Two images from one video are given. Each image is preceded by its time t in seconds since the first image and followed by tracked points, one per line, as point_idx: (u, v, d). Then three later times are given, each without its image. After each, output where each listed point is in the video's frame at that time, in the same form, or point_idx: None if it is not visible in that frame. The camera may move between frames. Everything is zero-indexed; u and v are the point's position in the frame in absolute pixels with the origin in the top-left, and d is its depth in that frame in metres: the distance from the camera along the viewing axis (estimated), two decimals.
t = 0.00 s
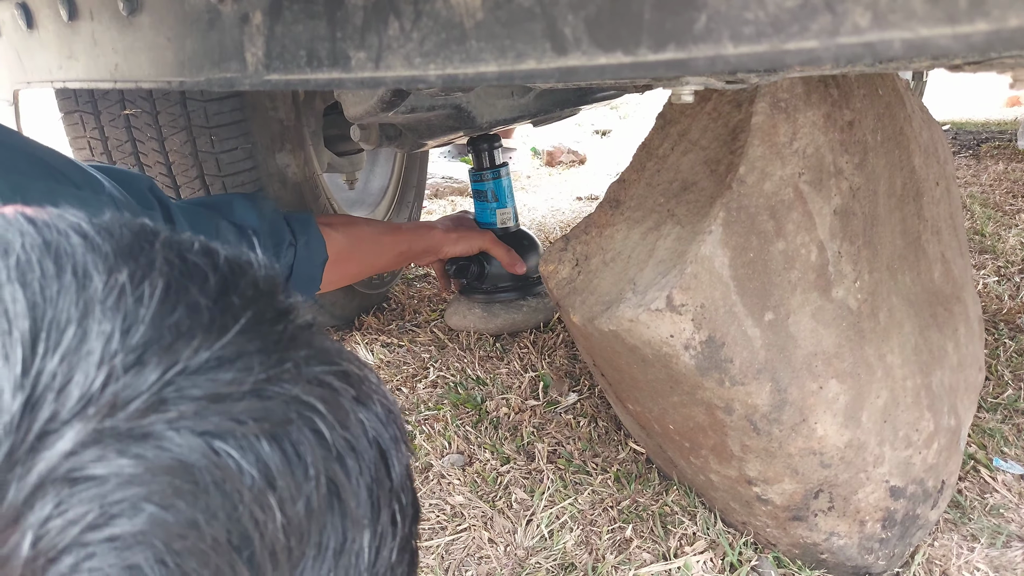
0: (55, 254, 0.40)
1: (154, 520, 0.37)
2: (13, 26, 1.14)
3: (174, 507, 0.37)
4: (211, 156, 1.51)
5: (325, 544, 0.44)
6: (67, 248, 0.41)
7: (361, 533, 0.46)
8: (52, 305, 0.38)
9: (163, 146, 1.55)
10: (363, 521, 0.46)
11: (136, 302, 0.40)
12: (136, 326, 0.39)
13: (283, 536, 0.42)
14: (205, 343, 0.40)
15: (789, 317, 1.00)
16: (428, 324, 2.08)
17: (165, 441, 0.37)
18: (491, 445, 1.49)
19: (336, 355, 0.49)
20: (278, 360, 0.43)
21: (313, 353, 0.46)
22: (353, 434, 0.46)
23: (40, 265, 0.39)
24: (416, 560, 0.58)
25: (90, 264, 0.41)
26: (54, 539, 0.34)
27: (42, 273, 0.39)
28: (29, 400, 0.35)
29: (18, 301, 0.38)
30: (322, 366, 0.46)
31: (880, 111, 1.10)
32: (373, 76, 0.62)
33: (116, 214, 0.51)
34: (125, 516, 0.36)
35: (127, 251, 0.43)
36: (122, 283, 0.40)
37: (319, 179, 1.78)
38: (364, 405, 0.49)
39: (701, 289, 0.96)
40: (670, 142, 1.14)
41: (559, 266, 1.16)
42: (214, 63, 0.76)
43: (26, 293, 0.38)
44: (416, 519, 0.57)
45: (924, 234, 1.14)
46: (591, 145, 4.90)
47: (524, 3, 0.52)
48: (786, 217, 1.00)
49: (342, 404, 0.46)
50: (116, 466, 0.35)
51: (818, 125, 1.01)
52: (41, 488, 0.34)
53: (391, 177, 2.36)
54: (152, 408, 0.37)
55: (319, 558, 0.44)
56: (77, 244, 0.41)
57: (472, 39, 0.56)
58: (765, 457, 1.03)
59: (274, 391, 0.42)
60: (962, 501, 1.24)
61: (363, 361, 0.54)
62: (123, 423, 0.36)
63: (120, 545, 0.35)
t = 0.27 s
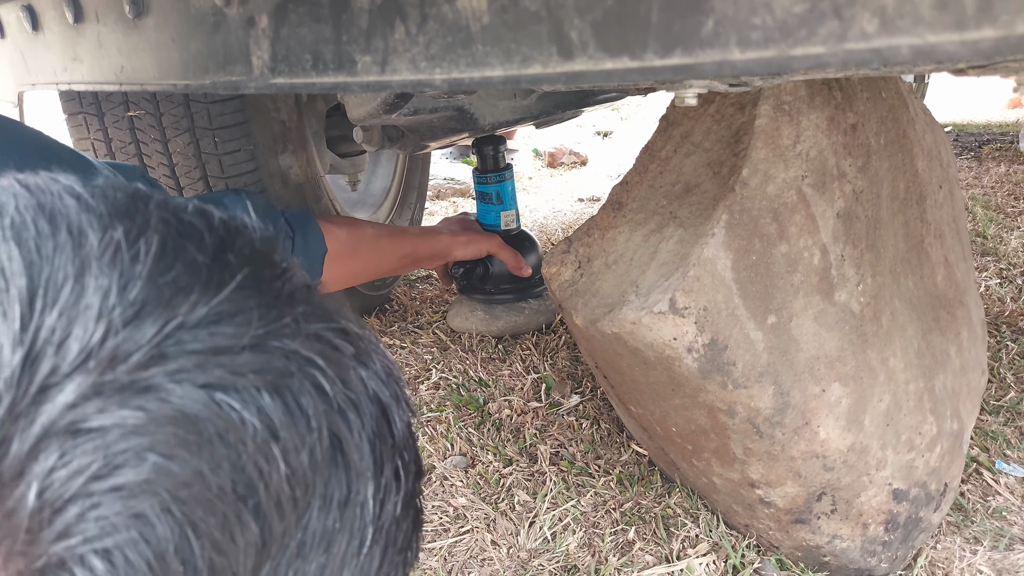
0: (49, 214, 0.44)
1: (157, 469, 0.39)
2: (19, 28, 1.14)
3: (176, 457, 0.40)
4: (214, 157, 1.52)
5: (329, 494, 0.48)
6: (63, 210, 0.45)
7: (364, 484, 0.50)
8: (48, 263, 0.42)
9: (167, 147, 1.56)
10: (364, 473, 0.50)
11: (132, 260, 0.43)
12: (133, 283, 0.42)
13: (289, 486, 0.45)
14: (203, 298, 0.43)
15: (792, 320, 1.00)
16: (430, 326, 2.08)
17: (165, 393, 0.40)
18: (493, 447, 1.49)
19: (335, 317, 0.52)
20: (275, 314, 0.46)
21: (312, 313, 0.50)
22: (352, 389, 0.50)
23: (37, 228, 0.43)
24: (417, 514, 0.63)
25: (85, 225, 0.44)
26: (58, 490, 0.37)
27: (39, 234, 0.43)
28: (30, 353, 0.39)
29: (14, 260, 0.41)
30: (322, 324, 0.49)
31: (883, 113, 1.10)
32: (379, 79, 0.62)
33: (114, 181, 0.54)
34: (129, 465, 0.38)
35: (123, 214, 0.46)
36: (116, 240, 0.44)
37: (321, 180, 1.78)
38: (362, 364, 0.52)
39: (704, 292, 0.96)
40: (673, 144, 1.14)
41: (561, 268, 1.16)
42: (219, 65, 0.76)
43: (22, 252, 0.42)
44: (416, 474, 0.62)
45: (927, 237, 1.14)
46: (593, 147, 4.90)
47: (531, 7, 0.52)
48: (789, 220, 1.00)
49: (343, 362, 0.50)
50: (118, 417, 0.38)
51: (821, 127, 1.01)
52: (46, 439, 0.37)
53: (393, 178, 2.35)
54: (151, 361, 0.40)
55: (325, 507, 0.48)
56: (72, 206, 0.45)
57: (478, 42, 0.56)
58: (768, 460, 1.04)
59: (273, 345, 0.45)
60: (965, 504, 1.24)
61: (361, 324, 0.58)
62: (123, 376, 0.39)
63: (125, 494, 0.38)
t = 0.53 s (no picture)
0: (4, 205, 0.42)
1: (128, 454, 0.37)
2: (24, 39, 1.15)
3: (148, 442, 0.38)
4: (217, 165, 1.52)
5: (312, 472, 0.46)
6: (19, 200, 0.42)
7: (348, 460, 0.48)
8: (7, 256, 0.39)
9: (169, 155, 1.56)
10: (349, 448, 0.48)
11: (94, 245, 0.41)
12: (96, 269, 0.40)
13: (266, 465, 0.43)
14: (169, 280, 0.41)
15: (793, 325, 1.00)
16: (433, 330, 2.08)
17: (134, 378, 0.38)
18: (496, 452, 1.50)
19: (311, 290, 0.50)
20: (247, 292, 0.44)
21: (285, 287, 0.47)
22: (331, 363, 0.47)
23: None
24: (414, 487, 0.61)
25: (44, 214, 0.42)
26: (31, 481, 0.36)
27: None
28: None
29: None
30: (297, 299, 0.47)
31: (883, 119, 1.10)
32: (381, 93, 0.63)
33: (77, 166, 0.52)
34: (100, 453, 0.37)
35: (82, 200, 0.44)
36: (76, 228, 0.41)
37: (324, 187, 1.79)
38: (343, 338, 0.50)
39: (705, 299, 0.96)
40: (673, 150, 1.14)
41: (563, 274, 1.17)
42: (222, 78, 0.76)
43: None
44: (410, 447, 0.60)
45: (927, 242, 1.15)
46: (594, 149, 4.91)
47: (531, 24, 0.53)
48: (789, 226, 1.00)
49: (320, 335, 0.47)
50: (85, 405, 0.36)
51: (821, 134, 1.02)
52: (15, 432, 0.36)
53: (395, 183, 2.36)
54: (118, 347, 0.38)
55: (308, 485, 0.45)
56: (29, 194, 0.43)
57: (479, 58, 0.56)
58: (770, 465, 1.04)
59: (244, 324, 0.42)
60: (967, 507, 1.25)
61: (341, 299, 0.55)
62: (89, 364, 0.37)
63: (97, 481, 0.37)
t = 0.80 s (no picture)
0: None
1: (105, 448, 0.38)
2: (23, 49, 1.16)
3: (125, 435, 0.38)
4: (215, 172, 1.52)
5: (297, 463, 0.46)
6: None
7: (335, 451, 0.48)
8: None
9: (169, 162, 1.57)
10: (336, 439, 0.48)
11: (69, 239, 0.41)
12: (71, 263, 0.40)
13: (248, 456, 0.43)
14: (144, 274, 0.41)
15: (790, 328, 1.01)
16: (433, 334, 2.09)
17: (110, 372, 0.38)
18: (497, 455, 1.50)
19: (295, 283, 0.50)
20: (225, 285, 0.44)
21: (267, 279, 0.47)
22: (315, 353, 0.48)
23: None
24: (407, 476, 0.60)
25: (19, 210, 0.42)
26: (7, 477, 0.36)
27: None
28: None
29: None
30: (279, 291, 0.47)
31: (879, 120, 1.11)
32: (375, 102, 0.63)
33: (56, 163, 0.53)
34: (78, 448, 0.37)
35: (58, 195, 0.44)
36: (51, 224, 0.42)
37: (323, 192, 1.79)
38: (328, 329, 0.50)
39: (702, 302, 0.97)
40: (670, 154, 1.15)
41: (561, 277, 1.17)
42: (219, 87, 0.77)
43: None
44: (402, 437, 0.60)
45: (924, 242, 1.15)
46: (593, 151, 4.91)
47: (523, 33, 0.53)
48: (786, 229, 1.00)
49: (305, 326, 0.47)
50: (63, 400, 0.37)
51: (817, 136, 1.02)
52: None
53: (394, 187, 2.37)
54: (94, 341, 0.38)
55: (293, 475, 0.46)
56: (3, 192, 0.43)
57: (472, 67, 0.57)
58: (769, 467, 1.04)
59: (223, 316, 0.42)
60: (967, 507, 1.25)
61: (328, 292, 0.56)
62: (65, 359, 0.37)
63: (75, 476, 0.37)
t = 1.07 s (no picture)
0: None
1: (94, 469, 0.37)
2: (25, 53, 1.16)
3: (116, 456, 0.37)
4: (217, 175, 1.52)
5: (292, 489, 0.46)
6: None
7: (330, 476, 0.48)
8: None
9: (171, 166, 1.57)
10: (331, 465, 0.48)
11: (67, 255, 0.41)
12: (67, 279, 0.40)
13: (241, 482, 0.42)
14: (141, 292, 0.41)
15: (793, 331, 1.00)
16: (435, 336, 2.09)
17: (103, 391, 0.37)
18: (499, 458, 1.50)
19: (296, 305, 0.50)
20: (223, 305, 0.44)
21: (267, 301, 0.47)
22: (314, 377, 0.48)
23: None
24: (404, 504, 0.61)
25: (17, 228, 0.42)
26: None
27: None
28: None
29: None
30: (279, 312, 0.47)
31: (881, 123, 1.11)
32: (377, 107, 0.63)
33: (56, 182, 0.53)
34: (67, 467, 0.36)
35: (58, 212, 0.45)
36: (49, 241, 0.42)
37: (325, 196, 1.80)
38: (328, 353, 0.50)
39: (705, 305, 0.97)
40: (672, 156, 1.15)
41: (563, 280, 1.18)
42: (220, 92, 0.77)
43: None
44: (400, 464, 0.60)
45: (927, 244, 1.15)
46: (595, 152, 4.91)
47: (524, 38, 0.53)
48: (788, 232, 1.00)
49: (304, 349, 0.48)
50: (52, 418, 0.36)
51: (819, 139, 1.02)
52: None
53: (396, 189, 2.37)
54: (87, 359, 0.38)
55: (288, 502, 0.45)
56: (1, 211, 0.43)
57: (473, 72, 0.57)
58: (772, 470, 1.04)
59: (221, 335, 0.42)
60: (970, 510, 1.24)
61: (328, 314, 0.56)
62: (57, 376, 0.37)
63: (62, 497, 0.36)
